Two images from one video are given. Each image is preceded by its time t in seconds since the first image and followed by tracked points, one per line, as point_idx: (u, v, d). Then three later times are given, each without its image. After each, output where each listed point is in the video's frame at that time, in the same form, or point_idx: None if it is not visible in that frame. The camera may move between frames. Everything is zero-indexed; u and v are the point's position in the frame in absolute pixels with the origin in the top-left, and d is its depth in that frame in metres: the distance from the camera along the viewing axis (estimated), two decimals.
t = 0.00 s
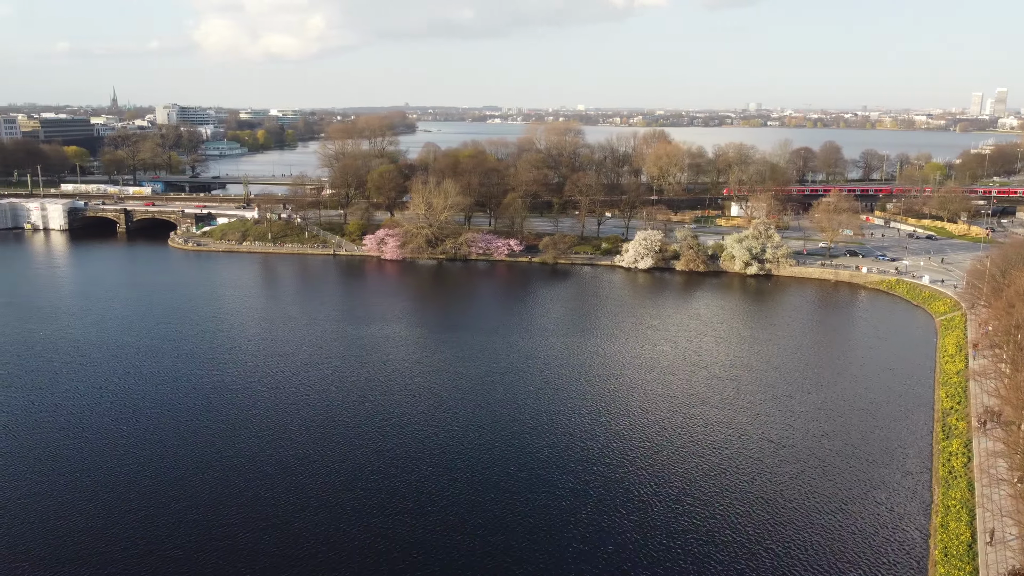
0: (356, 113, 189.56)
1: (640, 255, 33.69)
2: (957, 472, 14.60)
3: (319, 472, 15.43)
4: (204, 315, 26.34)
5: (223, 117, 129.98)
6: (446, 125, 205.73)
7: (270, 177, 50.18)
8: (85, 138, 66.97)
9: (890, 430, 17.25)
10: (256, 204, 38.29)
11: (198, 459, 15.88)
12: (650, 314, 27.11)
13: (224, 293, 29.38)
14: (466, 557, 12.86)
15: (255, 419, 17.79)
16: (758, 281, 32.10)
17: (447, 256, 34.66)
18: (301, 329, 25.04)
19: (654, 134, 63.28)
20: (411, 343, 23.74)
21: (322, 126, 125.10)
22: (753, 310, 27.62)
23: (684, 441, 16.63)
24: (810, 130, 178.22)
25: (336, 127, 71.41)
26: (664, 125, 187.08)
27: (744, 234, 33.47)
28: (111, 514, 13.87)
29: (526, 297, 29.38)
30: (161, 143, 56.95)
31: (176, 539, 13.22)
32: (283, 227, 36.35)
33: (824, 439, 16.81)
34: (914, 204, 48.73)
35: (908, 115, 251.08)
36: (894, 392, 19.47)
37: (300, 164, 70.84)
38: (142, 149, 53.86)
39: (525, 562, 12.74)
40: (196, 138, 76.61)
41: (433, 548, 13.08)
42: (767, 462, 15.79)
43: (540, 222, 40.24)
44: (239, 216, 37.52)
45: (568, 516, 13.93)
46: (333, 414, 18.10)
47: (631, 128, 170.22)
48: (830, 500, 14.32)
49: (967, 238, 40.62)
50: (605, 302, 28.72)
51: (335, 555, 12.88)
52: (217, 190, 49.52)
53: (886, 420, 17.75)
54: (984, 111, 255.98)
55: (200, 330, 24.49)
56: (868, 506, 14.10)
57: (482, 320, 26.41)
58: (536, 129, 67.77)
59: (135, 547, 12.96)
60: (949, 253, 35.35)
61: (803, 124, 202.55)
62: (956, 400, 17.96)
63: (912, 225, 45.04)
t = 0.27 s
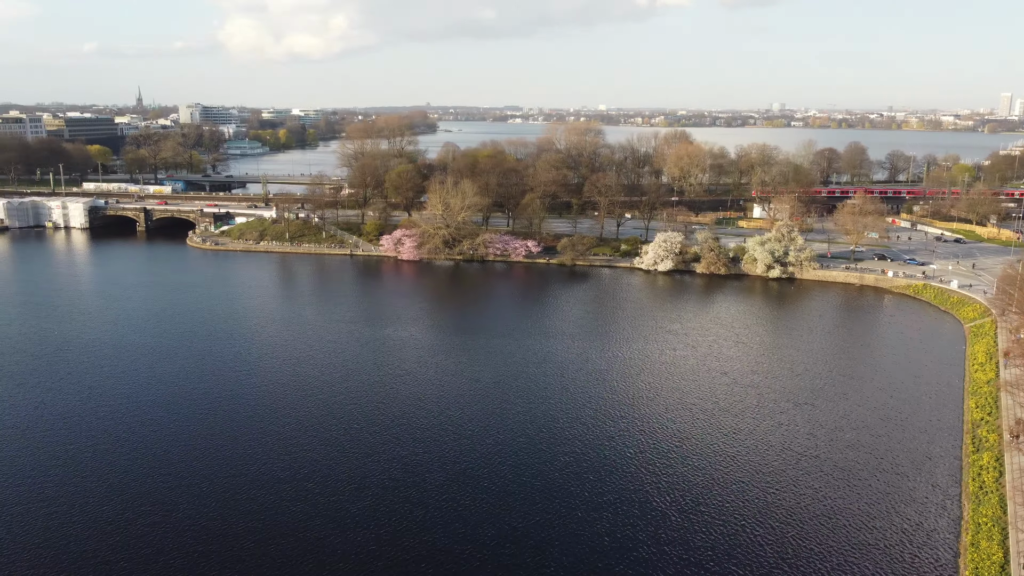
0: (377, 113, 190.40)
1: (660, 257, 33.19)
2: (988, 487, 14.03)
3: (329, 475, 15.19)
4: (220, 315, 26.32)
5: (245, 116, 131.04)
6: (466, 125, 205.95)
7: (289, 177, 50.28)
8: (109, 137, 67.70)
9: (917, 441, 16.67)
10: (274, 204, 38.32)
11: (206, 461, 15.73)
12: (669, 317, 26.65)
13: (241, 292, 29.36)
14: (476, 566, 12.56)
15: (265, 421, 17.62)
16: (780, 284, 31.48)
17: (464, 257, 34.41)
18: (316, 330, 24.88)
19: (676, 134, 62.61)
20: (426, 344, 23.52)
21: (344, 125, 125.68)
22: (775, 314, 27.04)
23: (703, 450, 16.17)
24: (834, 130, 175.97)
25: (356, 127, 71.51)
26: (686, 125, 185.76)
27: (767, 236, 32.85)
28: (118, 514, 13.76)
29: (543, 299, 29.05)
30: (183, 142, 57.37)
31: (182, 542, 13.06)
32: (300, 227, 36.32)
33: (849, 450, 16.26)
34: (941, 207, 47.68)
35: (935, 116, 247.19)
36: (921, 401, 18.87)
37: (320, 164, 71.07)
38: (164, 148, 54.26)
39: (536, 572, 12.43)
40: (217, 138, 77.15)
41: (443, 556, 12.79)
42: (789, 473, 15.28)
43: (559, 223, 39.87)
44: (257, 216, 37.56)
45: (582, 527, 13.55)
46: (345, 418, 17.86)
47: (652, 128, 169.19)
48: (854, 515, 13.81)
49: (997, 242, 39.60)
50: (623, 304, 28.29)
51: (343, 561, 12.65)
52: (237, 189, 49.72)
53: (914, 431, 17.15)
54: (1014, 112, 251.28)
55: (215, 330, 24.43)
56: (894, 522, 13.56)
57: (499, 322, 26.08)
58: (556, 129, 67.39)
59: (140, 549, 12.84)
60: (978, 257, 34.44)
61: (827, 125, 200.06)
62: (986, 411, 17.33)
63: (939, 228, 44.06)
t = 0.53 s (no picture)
0: (398, 112, 191.17)
1: (680, 260, 32.66)
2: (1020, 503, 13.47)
3: (339, 481, 14.95)
4: (236, 314, 26.29)
5: (267, 116, 132.01)
6: (487, 124, 206.03)
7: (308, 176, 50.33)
8: (132, 136, 68.34)
9: (945, 453, 16.10)
10: (292, 203, 38.29)
11: (214, 465, 15.52)
12: (688, 320, 26.17)
13: (257, 292, 29.33)
14: None
15: (275, 424, 17.39)
16: (803, 288, 30.82)
17: (481, 258, 34.13)
18: (332, 331, 24.70)
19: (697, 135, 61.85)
20: (441, 346, 23.28)
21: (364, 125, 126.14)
22: (797, 318, 26.45)
23: (723, 462, 15.68)
24: (859, 131, 173.51)
25: (375, 126, 71.57)
26: (707, 126, 184.20)
27: (789, 239, 32.20)
28: (123, 519, 13.57)
29: (560, 301, 28.70)
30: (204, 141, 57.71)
31: (185, 551, 12.81)
32: (317, 227, 36.25)
33: (874, 463, 15.70)
34: (970, 210, 46.56)
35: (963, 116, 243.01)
36: (950, 411, 18.26)
37: (340, 163, 71.20)
38: (184, 148, 54.62)
39: None
40: (238, 138, 77.62)
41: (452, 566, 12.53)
42: (812, 486, 14.79)
43: (577, 224, 39.43)
44: (275, 216, 37.55)
45: (596, 543, 13.11)
46: (357, 422, 17.59)
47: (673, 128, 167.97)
48: (881, 533, 13.24)
49: None
50: (642, 307, 27.85)
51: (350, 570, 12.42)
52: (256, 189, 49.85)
53: (943, 443, 16.53)
54: None
55: (230, 330, 24.33)
56: (923, 542, 12.99)
57: (515, 325, 25.70)
58: (576, 130, 66.91)
59: (144, 556, 12.62)
60: (1008, 262, 33.50)
61: (852, 125, 197.33)
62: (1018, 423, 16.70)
63: (968, 231, 43.00)
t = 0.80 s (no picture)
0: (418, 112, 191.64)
1: (699, 262, 32.11)
2: None
3: (350, 486, 14.76)
4: (250, 315, 26.25)
5: (288, 115, 132.91)
6: (506, 124, 205.99)
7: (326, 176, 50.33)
8: (154, 135, 68.97)
9: (974, 466, 15.56)
10: (309, 203, 38.26)
11: (224, 469, 15.41)
12: (707, 324, 25.70)
13: (273, 292, 29.30)
14: None
15: (285, 427, 17.18)
16: (825, 292, 30.16)
17: (497, 259, 33.84)
18: (347, 332, 24.53)
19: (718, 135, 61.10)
20: (457, 348, 23.05)
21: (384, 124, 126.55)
22: (819, 323, 25.86)
23: (742, 473, 15.24)
24: (883, 131, 171.05)
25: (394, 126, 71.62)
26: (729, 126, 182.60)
27: (812, 241, 31.54)
28: (130, 526, 13.43)
29: (577, 303, 28.35)
30: (224, 140, 58.06)
31: (191, 561, 12.63)
32: (334, 226, 36.16)
33: (899, 476, 15.20)
34: (999, 212, 45.43)
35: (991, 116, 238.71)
36: (979, 422, 17.67)
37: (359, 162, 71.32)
38: (205, 147, 54.95)
39: None
40: (258, 137, 78.06)
41: None
42: (835, 500, 14.35)
43: (595, 225, 39.00)
44: (292, 215, 37.53)
45: (609, 558, 12.76)
46: (369, 426, 17.34)
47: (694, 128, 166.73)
48: (908, 553, 12.77)
49: None
50: (660, 310, 27.41)
51: None
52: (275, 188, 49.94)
53: (972, 456, 15.99)
54: None
55: (244, 331, 24.24)
56: (950, 564, 12.49)
57: (532, 328, 25.39)
58: (595, 130, 66.42)
59: (148, 566, 12.45)
60: None
61: (877, 125, 194.56)
62: None
63: (997, 234, 41.92)
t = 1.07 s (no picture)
0: (436, 111, 191.93)
1: (719, 265, 31.54)
2: None
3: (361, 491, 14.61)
4: (265, 316, 26.22)
5: (308, 114, 133.57)
6: (525, 123, 205.66)
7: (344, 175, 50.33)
8: (175, 134, 69.50)
9: (1005, 481, 15.04)
10: (326, 203, 38.20)
11: (236, 470, 15.37)
12: (727, 328, 25.25)
13: (288, 292, 29.23)
14: None
15: (294, 433, 17.00)
16: (848, 296, 29.51)
17: (514, 260, 33.55)
18: (360, 335, 24.31)
19: (740, 134, 60.32)
20: (471, 351, 22.81)
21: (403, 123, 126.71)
22: (842, 328, 25.31)
23: (762, 486, 14.76)
24: (908, 131, 168.59)
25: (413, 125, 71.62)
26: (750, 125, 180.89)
27: (834, 244, 30.90)
28: (135, 536, 13.29)
29: (594, 306, 28.01)
30: (243, 140, 58.30)
31: (194, 572, 12.40)
32: (350, 227, 36.06)
33: (927, 490, 14.69)
34: None
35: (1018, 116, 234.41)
36: (1010, 433, 17.09)
37: (377, 161, 71.35)
38: (224, 146, 55.22)
39: None
40: (277, 137, 78.42)
41: None
42: (859, 513, 13.92)
43: (613, 226, 38.59)
44: (308, 215, 37.50)
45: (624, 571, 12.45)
46: (379, 431, 17.10)
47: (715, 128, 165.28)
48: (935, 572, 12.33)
49: None
50: (679, 314, 26.98)
51: None
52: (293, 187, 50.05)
53: (1002, 469, 15.47)
54: None
55: (257, 333, 24.11)
56: None
57: (549, 331, 25.11)
58: (615, 129, 65.88)
59: None
60: None
61: (901, 125, 191.80)
62: None
63: None
